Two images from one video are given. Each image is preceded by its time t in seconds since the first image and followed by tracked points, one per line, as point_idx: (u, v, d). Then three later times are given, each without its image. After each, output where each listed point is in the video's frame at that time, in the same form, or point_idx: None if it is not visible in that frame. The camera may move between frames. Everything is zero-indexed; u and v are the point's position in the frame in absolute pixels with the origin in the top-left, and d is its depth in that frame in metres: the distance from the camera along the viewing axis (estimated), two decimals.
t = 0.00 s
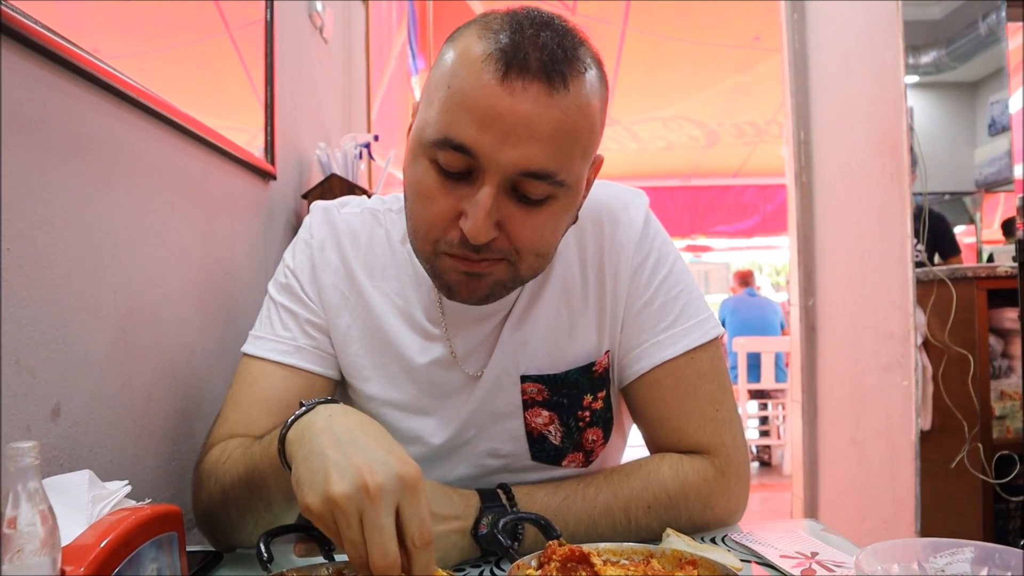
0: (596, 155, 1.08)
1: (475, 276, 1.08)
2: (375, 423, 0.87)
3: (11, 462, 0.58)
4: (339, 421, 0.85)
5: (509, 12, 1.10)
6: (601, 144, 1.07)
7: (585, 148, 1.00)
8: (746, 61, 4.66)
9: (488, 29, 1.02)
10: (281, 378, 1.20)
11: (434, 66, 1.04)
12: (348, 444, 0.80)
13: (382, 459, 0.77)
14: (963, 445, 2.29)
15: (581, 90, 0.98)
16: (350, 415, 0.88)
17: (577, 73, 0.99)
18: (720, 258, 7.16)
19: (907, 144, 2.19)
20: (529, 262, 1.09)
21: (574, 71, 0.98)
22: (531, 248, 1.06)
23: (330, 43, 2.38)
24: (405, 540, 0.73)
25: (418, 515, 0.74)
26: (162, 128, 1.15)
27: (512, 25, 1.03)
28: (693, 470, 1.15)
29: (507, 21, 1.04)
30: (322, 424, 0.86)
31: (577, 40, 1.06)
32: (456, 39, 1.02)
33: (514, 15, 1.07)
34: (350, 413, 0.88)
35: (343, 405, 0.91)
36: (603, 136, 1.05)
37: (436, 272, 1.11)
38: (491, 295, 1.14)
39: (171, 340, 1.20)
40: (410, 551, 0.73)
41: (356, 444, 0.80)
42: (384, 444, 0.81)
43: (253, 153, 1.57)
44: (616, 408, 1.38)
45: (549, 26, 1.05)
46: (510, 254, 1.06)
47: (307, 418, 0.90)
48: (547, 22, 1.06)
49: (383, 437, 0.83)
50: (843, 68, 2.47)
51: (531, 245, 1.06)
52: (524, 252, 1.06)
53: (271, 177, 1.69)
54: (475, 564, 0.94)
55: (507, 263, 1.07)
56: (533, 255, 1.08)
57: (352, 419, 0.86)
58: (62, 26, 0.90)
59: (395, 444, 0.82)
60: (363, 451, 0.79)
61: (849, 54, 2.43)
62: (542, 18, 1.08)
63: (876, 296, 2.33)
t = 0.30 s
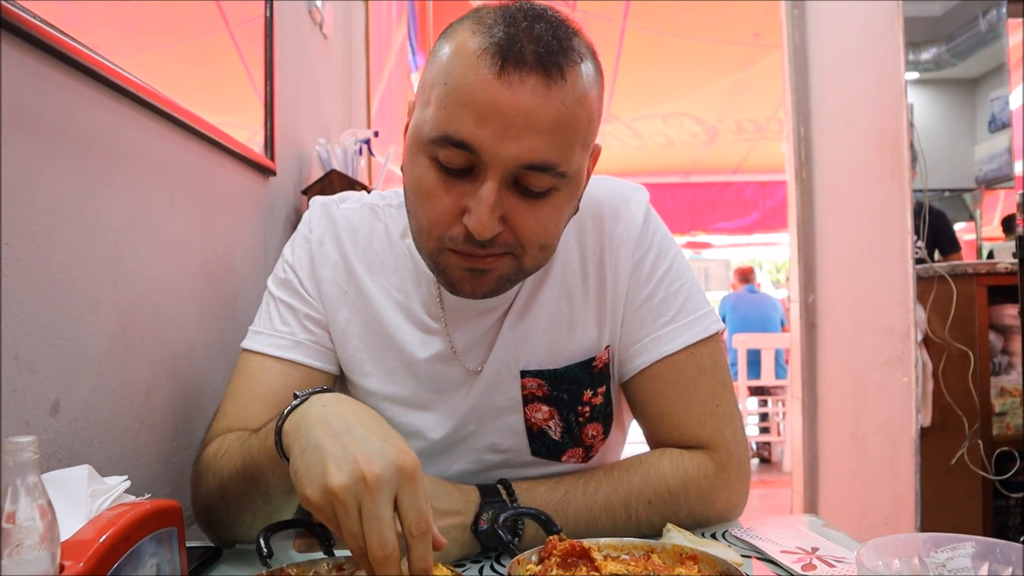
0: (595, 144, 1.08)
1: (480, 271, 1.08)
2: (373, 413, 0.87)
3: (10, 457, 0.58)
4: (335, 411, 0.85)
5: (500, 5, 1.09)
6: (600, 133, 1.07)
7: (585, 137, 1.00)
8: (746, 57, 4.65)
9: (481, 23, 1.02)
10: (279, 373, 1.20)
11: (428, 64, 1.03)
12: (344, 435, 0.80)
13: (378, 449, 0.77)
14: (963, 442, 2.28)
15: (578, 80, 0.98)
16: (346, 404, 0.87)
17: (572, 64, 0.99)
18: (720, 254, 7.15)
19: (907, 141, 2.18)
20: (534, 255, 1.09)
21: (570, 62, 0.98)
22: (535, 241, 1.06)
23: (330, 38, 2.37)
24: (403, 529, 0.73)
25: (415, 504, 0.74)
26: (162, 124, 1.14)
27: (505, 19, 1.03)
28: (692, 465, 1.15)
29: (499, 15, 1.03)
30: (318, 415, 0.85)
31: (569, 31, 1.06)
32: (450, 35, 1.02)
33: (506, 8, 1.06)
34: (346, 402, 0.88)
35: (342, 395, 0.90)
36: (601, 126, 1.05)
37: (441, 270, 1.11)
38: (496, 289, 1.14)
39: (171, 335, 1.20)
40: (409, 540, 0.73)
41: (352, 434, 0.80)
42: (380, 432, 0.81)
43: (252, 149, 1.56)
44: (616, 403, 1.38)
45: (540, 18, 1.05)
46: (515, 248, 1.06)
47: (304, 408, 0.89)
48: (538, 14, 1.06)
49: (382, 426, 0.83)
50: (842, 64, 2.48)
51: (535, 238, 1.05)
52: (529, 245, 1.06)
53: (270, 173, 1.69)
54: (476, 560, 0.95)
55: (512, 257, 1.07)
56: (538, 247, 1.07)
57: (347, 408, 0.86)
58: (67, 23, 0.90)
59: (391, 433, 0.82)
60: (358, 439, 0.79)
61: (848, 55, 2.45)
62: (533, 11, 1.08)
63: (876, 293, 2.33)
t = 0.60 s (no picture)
0: (595, 134, 1.08)
1: (483, 263, 1.08)
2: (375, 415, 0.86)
3: (12, 451, 0.58)
4: (335, 416, 0.84)
5: None
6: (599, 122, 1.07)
7: (585, 126, 1.00)
8: (747, 50, 4.64)
9: (479, 14, 1.01)
10: (279, 368, 1.20)
11: (428, 56, 1.03)
12: (344, 440, 0.79)
13: (379, 453, 0.76)
14: (964, 435, 2.28)
15: (577, 68, 0.97)
16: (347, 408, 0.86)
17: (571, 52, 0.98)
18: (721, 248, 7.15)
19: (909, 133, 2.22)
20: (536, 246, 1.09)
21: (568, 51, 0.98)
22: (537, 232, 1.06)
23: (330, 32, 2.36)
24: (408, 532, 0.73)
25: (419, 508, 0.73)
26: (162, 117, 1.14)
27: (502, 9, 1.02)
28: (693, 459, 1.14)
29: (497, 6, 1.03)
30: (318, 420, 0.84)
31: (567, 21, 1.06)
32: (449, 26, 1.01)
33: None
34: (346, 407, 0.87)
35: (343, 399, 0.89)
36: (601, 115, 1.04)
37: (444, 262, 1.10)
38: (501, 283, 1.13)
39: (172, 330, 1.20)
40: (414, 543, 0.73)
41: (352, 438, 0.79)
42: (381, 436, 0.80)
43: (252, 143, 1.56)
44: (618, 397, 1.38)
45: (538, 8, 1.05)
46: (517, 240, 1.05)
47: (305, 415, 0.89)
48: (536, 4, 1.06)
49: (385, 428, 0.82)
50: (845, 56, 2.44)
51: (537, 228, 1.05)
52: (531, 237, 1.06)
53: (271, 167, 1.68)
54: (477, 554, 0.95)
55: (514, 248, 1.07)
56: (539, 238, 1.07)
57: (348, 412, 0.85)
58: (69, 17, 0.89)
59: (393, 435, 0.81)
60: (358, 444, 0.78)
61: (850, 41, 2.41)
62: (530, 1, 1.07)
63: (877, 286, 2.33)
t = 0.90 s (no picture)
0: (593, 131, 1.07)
1: (477, 259, 1.08)
2: (360, 415, 0.85)
3: (14, 448, 0.60)
4: (317, 422, 0.83)
5: None
6: (597, 120, 1.07)
7: (582, 123, 0.99)
8: (748, 46, 4.63)
9: (477, 10, 1.01)
10: (280, 365, 1.20)
11: (425, 52, 1.03)
12: (327, 448, 0.78)
13: (363, 458, 0.75)
14: (964, 431, 2.27)
15: (574, 65, 0.97)
16: (328, 411, 0.85)
17: (568, 49, 0.98)
18: (721, 244, 7.14)
19: (911, 130, 2.19)
20: (532, 242, 1.08)
21: (566, 48, 0.98)
22: (533, 228, 1.06)
23: (330, 29, 2.36)
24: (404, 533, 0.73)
25: (412, 509, 0.73)
26: (162, 114, 1.14)
27: (500, 6, 1.02)
28: (693, 456, 1.14)
29: (495, 2, 1.03)
30: (301, 428, 0.84)
31: (565, 17, 1.05)
32: (446, 22, 1.01)
33: None
34: (328, 409, 0.86)
35: (327, 401, 0.88)
36: (599, 111, 1.04)
37: (440, 258, 1.10)
38: (495, 278, 1.14)
39: (173, 327, 1.20)
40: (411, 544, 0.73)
41: (336, 445, 0.78)
42: (365, 438, 0.79)
43: (253, 140, 1.56)
44: (618, 394, 1.38)
45: (536, 4, 1.05)
46: (513, 236, 1.05)
47: (287, 421, 0.88)
48: None
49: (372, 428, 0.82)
50: (845, 53, 2.47)
51: (533, 225, 1.05)
52: (526, 233, 1.06)
53: (271, 164, 1.68)
54: (478, 551, 0.95)
55: (510, 245, 1.07)
56: (535, 234, 1.07)
57: (329, 415, 0.84)
58: (70, 13, 0.89)
59: (377, 437, 0.80)
60: (341, 451, 0.77)
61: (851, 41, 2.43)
62: None
63: (878, 283, 2.33)
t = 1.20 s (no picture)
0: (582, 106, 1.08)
1: (482, 247, 1.08)
2: (375, 408, 0.86)
3: (15, 447, 0.61)
4: (333, 411, 0.84)
5: None
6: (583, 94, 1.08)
7: (569, 93, 1.00)
8: (748, 44, 4.63)
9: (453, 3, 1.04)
10: (281, 364, 1.20)
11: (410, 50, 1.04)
12: (343, 436, 0.79)
13: (376, 447, 0.76)
14: (965, 429, 2.28)
15: (553, 38, 0.99)
16: (346, 402, 0.86)
17: (544, 22, 1.00)
18: (721, 242, 7.14)
19: (911, 126, 2.17)
20: (538, 222, 1.08)
21: (543, 23, 0.99)
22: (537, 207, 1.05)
23: (330, 27, 2.35)
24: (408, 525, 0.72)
25: (420, 500, 0.74)
26: (162, 113, 1.14)
27: None
28: (694, 455, 1.15)
29: None
30: (317, 416, 0.85)
31: None
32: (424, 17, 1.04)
33: None
34: (345, 399, 0.87)
35: (345, 393, 0.89)
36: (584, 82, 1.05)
37: (447, 251, 1.10)
38: (507, 268, 1.14)
39: (174, 326, 1.20)
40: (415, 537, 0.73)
41: (350, 434, 0.79)
42: (380, 429, 0.80)
43: (253, 138, 1.56)
44: (620, 393, 1.38)
45: None
46: (518, 217, 1.05)
47: (305, 409, 0.89)
48: None
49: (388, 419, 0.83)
50: (845, 50, 2.47)
51: (536, 204, 1.05)
52: (531, 212, 1.05)
53: (271, 163, 1.68)
54: (479, 549, 0.94)
55: (515, 228, 1.07)
56: (539, 214, 1.07)
57: (346, 406, 0.85)
58: (70, 12, 0.89)
59: (393, 431, 0.81)
60: (356, 439, 0.78)
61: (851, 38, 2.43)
62: None
63: (878, 280, 2.33)
